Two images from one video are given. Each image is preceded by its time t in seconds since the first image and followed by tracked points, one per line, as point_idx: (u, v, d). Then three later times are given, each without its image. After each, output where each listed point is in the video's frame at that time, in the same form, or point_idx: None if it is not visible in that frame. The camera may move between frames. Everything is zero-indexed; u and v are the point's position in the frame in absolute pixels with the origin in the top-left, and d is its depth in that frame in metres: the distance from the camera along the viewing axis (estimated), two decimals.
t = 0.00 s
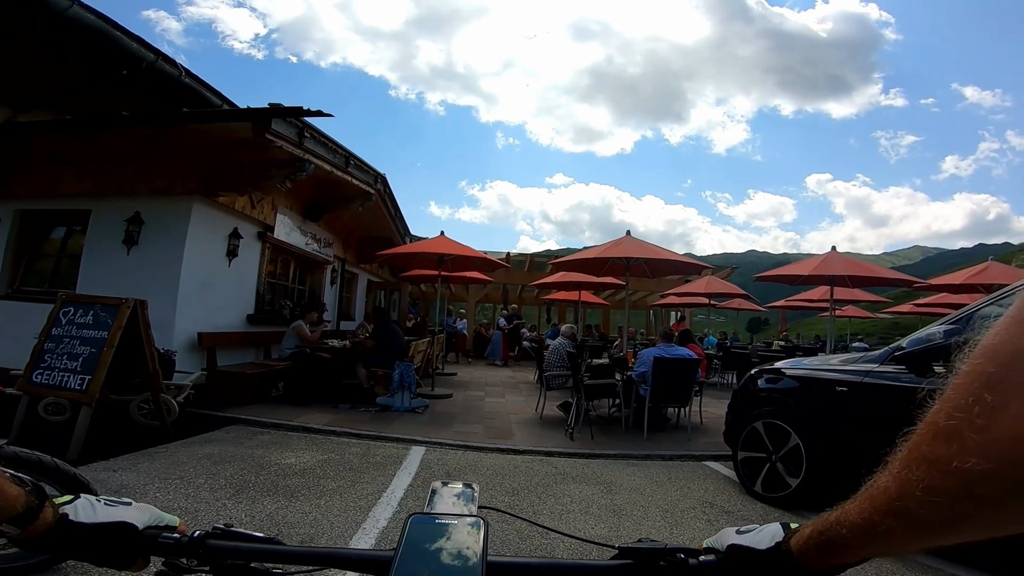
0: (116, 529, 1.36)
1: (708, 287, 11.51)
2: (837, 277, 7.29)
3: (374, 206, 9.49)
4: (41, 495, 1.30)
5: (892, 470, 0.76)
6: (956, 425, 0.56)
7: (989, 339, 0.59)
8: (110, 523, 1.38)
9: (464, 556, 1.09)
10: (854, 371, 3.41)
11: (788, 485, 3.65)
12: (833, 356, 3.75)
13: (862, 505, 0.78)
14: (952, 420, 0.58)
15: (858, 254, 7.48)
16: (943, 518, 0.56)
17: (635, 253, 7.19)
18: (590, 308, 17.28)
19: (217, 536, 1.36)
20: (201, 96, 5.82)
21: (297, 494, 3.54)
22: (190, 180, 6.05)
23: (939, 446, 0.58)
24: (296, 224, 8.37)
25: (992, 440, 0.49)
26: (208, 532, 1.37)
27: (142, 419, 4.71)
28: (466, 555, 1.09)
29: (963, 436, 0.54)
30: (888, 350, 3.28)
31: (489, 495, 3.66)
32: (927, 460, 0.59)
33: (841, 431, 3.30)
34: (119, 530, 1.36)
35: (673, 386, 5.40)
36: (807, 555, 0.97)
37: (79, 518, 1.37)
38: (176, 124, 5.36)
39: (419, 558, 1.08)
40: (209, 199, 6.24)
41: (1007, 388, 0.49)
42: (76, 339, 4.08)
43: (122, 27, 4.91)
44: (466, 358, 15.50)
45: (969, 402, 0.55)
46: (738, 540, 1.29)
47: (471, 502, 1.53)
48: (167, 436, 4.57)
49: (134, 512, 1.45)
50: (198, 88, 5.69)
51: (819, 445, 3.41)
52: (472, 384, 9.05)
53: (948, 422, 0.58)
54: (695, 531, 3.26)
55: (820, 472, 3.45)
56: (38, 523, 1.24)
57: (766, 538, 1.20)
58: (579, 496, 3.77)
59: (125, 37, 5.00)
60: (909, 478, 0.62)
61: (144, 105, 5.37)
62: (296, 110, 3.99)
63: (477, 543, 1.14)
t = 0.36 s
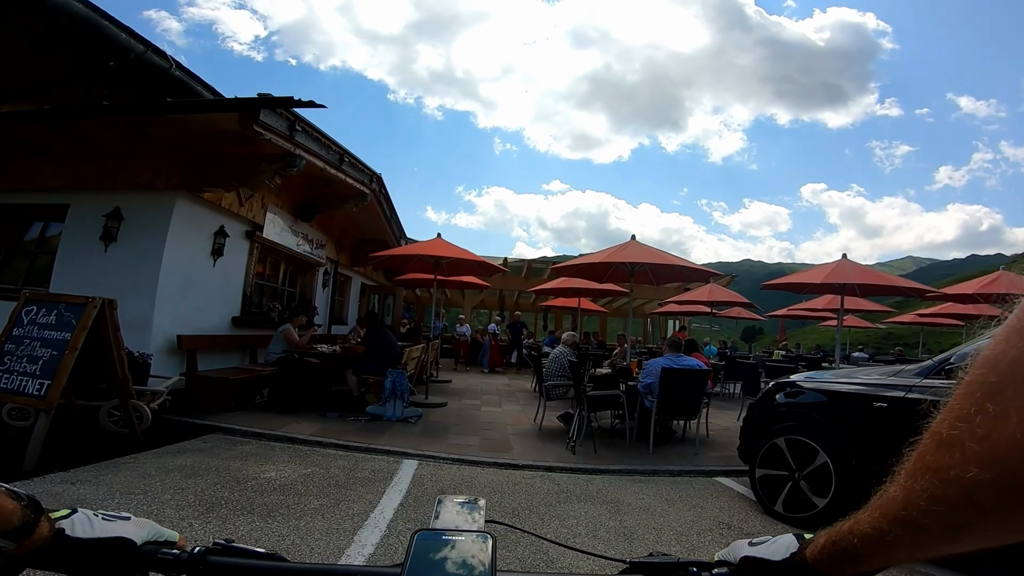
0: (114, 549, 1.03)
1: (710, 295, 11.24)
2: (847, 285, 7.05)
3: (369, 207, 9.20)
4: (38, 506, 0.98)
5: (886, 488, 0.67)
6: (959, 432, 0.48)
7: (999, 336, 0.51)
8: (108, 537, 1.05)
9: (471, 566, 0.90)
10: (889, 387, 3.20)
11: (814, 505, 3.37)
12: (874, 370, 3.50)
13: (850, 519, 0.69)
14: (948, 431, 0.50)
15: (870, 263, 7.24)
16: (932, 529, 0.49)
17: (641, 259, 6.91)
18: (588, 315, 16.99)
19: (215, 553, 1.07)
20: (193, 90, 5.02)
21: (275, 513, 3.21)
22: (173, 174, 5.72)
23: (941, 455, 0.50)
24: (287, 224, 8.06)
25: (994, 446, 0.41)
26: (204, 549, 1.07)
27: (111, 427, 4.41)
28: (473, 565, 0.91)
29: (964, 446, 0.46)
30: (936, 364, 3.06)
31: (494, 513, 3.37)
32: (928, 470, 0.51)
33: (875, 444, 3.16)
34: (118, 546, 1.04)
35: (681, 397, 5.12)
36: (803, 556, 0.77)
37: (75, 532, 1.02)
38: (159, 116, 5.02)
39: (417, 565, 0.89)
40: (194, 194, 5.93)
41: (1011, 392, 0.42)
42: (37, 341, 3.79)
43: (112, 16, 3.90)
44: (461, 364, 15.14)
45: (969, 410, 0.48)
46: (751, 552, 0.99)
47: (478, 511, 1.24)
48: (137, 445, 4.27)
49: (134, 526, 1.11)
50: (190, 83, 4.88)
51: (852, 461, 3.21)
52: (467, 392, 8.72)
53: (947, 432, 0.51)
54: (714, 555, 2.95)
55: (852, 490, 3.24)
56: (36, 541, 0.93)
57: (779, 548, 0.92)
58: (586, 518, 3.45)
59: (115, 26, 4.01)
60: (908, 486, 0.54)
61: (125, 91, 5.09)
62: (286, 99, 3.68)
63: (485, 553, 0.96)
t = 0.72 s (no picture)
0: (96, 563, 0.96)
1: (706, 301, 11.24)
2: (845, 292, 7.06)
3: (365, 209, 9.14)
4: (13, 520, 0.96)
5: (898, 486, 0.61)
6: (980, 429, 0.42)
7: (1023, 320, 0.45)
8: (84, 551, 0.99)
9: (479, 570, 0.93)
10: (888, 395, 3.18)
11: (815, 513, 3.36)
12: (879, 377, 3.43)
13: (859, 518, 0.63)
14: (967, 425, 0.44)
15: (867, 271, 7.26)
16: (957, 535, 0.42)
17: (640, 264, 6.89)
18: (584, 321, 16.98)
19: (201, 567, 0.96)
20: (189, 88, 4.96)
21: (268, 520, 3.14)
22: (168, 173, 5.65)
23: (964, 452, 0.44)
24: (283, 225, 7.98)
25: (1023, 443, 0.35)
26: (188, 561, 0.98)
27: (100, 429, 4.32)
28: (480, 568, 0.93)
29: (987, 441, 0.40)
30: (938, 373, 3.00)
31: (491, 522, 3.30)
32: (946, 468, 0.44)
33: (874, 456, 3.10)
34: (92, 560, 0.97)
35: (680, 404, 5.09)
36: (805, 556, 0.71)
37: (52, 547, 0.98)
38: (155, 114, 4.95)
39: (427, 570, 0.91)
40: (190, 194, 5.86)
41: None
42: (26, 341, 3.71)
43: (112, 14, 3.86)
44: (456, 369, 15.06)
45: (992, 402, 0.42)
46: (755, 556, 0.89)
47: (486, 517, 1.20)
48: (126, 448, 4.18)
49: (114, 541, 1.05)
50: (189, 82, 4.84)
51: (855, 470, 3.16)
52: (462, 397, 8.65)
53: (966, 424, 0.45)
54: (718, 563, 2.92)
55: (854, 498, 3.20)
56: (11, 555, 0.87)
57: (784, 551, 0.82)
58: (587, 526, 3.39)
59: (115, 24, 3.97)
60: (925, 485, 0.48)
61: (121, 89, 5.02)
62: (286, 98, 3.63)
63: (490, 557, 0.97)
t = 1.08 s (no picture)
0: (115, 552, 0.97)
1: (702, 310, 11.33)
2: (838, 303, 7.16)
3: (364, 214, 9.20)
4: (36, 509, 0.94)
5: (855, 479, 0.67)
6: (917, 431, 0.48)
7: (952, 332, 0.51)
8: (105, 541, 0.98)
9: (477, 568, 0.88)
10: (877, 402, 3.25)
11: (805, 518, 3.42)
12: (867, 387, 3.51)
13: (821, 511, 0.70)
14: (904, 425, 0.51)
15: (859, 282, 7.37)
16: (900, 525, 0.49)
17: (636, 273, 6.96)
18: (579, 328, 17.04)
19: (214, 554, 1.00)
20: (193, 91, 5.01)
21: (265, 520, 3.17)
22: (170, 175, 5.69)
23: (905, 449, 0.50)
24: (282, 228, 8.02)
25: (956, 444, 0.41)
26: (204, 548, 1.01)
27: (95, 429, 4.33)
28: (478, 566, 0.89)
29: (925, 441, 0.46)
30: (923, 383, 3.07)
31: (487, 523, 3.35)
32: (890, 464, 0.51)
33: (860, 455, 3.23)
34: (116, 549, 0.98)
35: (673, 411, 5.15)
36: (782, 545, 0.76)
37: (74, 536, 0.97)
38: (158, 117, 4.99)
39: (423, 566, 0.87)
40: (190, 196, 5.90)
41: (969, 390, 0.42)
42: (26, 340, 3.74)
43: (119, 15, 3.91)
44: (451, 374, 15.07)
45: (925, 407, 0.48)
46: (738, 543, 0.94)
47: (480, 512, 1.23)
48: (121, 447, 4.19)
49: (132, 530, 1.06)
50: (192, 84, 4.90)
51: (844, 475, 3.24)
52: (458, 402, 8.68)
53: (904, 426, 0.51)
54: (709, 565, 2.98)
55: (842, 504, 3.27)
56: (35, 543, 0.89)
57: (766, 538, 0.87)
58: (580, 529, 3.43)
59: (121, 25, 4.02)
60: (872, 480, 0.54)
61: (125, 91, 5.07)
62: (289, 104, 3.69)
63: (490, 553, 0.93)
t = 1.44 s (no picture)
0: (122, 556, 0.97)
1: (707, 315, 11.29)
2: (845, 308, 7.11)
3: (369, 216, 9.22)
4: (41, 513, 0.93)
5: (868, 486, 0.66)
6: (926, 441, 0.47)
7: (961, 338, 0.50)
8: (112, 544, 0.98)
9: (479, 571, 0.87)
10: (885, 408, 3.20)
11: (810, 524, 3.39)
12: (876, 393, 3.47)
13: (835, 518, 0.68)
14: (914, 435, 0.50)
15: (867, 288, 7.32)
16: (916, 533, 0.47)
17: (641, 277, 6.94)
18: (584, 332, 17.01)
19: (222, 558, 0.99)
20: (202, 92, 5.03)
21: (268, 521, 3.16)
22: (178, 175, 5.72)
23: (916, 460, 0.48)
24: (288, 229, 8.05)
25: (967, 452, 0.40)
26: (211, 552, 1.01)
27: (101, 428, 4.35)
28: (481, 570, 0.88)
29: (933, 452, 0.45)
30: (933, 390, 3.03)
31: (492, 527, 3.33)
32: (900, 475, 0.49)
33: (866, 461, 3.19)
34: (123, 554, 0.98)
35: (678, 415, 5.13)
36: (797, 552, 0.75)
37: (79, 540, 0.96)
38: (168, 117, 5.03)
39: (423, 569, 0.86)
40: (198, 196, 5.93)
41: (979, 402, 0.41)
42: (33, 338, 3.76)
43: (130, 15, 3.93)
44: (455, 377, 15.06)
45: (934, 418, 0.47)
46: (749, 548, 0.93)
47: (484, 516, 1.22)
48: (126, 446, 4.20)
49: (138, 533, 1.06)
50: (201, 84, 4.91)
51: (849, 481, 3.21)
52: (461, 405, 8.67)
53: (913, 437, 0.50)
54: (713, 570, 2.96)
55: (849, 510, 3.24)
56: (39, 549, 0.88)
57: (779, 543, 0.85)
58: (584, 533, 3.41)
59: (132, 25, 4.04)
60: (885, 489, 0.53)
61: (135, 92, 5.11)
62: (297, 105, 3.71)
63: (497, 558, 0.93)
